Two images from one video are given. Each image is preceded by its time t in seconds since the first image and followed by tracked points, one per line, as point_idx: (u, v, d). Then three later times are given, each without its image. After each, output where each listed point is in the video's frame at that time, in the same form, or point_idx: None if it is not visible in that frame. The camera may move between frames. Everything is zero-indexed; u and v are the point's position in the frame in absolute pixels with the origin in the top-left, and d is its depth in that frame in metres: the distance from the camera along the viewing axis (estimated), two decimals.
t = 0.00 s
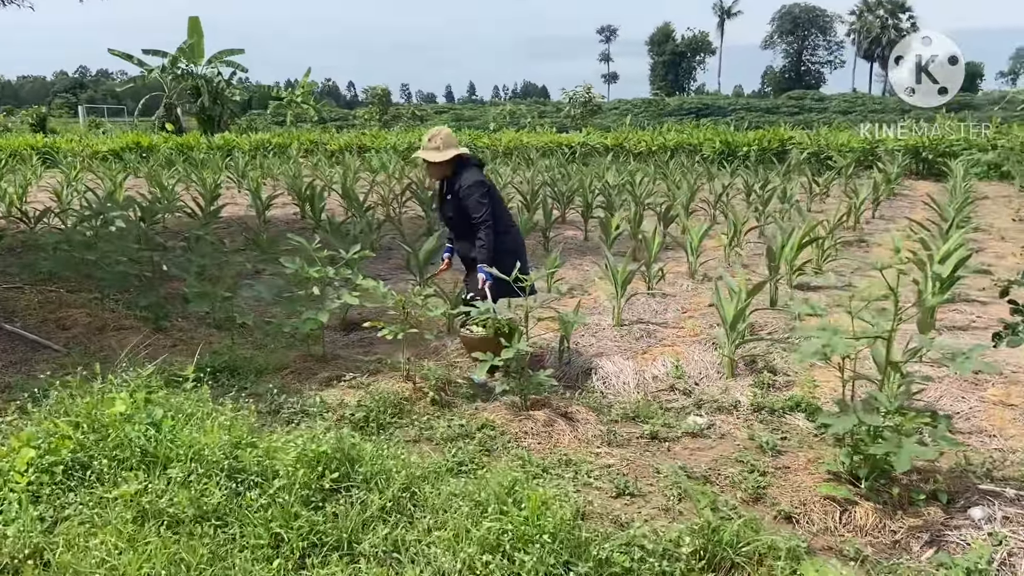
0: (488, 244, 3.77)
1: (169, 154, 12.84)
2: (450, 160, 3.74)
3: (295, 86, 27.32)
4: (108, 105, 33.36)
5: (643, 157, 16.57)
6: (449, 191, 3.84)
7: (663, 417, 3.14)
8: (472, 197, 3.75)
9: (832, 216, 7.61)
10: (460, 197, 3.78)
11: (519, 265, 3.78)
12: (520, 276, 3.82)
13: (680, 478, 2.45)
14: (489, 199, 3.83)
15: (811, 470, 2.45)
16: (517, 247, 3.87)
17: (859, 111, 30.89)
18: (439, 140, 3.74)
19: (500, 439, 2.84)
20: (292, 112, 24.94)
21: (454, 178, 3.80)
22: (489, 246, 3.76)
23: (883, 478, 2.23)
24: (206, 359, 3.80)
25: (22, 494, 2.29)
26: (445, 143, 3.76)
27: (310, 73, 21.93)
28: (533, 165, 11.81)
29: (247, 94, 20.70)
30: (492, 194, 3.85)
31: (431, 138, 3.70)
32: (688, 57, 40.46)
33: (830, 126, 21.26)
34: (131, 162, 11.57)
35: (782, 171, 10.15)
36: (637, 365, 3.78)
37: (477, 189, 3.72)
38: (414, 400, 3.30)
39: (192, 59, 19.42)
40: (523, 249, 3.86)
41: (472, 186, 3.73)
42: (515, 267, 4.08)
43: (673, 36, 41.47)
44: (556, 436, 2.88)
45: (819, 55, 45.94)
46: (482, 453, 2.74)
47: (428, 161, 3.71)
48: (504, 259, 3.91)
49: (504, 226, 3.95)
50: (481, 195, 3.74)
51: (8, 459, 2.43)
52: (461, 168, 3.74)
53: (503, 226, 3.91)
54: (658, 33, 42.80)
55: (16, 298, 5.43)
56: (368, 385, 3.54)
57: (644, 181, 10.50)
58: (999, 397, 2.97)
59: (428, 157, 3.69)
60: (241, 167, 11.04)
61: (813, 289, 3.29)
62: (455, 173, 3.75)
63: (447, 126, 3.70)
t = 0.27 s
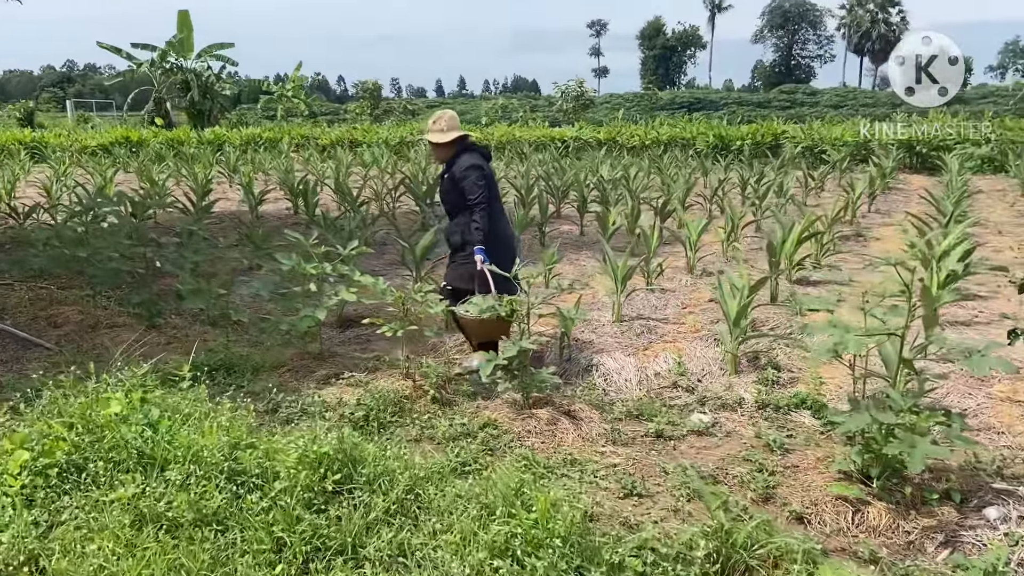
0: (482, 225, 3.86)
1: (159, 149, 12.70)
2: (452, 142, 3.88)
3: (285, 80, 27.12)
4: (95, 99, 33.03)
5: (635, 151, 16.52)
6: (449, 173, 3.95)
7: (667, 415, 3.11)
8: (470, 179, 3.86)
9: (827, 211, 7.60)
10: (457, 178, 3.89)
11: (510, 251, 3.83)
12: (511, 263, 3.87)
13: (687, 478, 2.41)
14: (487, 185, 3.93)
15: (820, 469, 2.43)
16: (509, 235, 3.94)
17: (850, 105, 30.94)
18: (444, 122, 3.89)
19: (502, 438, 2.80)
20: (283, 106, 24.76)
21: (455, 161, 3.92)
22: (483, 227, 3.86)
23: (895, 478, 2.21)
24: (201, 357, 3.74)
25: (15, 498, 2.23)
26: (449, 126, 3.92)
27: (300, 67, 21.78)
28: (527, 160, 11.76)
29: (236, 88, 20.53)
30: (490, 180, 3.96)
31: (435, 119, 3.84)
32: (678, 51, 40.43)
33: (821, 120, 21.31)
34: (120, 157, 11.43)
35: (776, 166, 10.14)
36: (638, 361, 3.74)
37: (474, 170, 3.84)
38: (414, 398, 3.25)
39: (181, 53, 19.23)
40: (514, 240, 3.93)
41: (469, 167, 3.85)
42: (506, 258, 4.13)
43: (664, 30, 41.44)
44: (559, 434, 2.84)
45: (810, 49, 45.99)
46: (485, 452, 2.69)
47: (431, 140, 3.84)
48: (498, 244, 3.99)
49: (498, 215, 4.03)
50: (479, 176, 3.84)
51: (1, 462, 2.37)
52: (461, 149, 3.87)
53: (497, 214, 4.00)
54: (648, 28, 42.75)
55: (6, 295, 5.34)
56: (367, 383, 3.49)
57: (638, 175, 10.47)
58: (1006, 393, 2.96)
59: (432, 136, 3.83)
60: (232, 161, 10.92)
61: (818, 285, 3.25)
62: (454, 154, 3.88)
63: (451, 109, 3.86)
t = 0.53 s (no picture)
0: (470, 218, 3.82)
1: (150, 145, 12.55)
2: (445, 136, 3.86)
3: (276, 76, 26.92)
4: (84, 95, 32.73)
5: (631, 147, 16.42)
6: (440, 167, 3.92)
7: (672, 417, 3.05)
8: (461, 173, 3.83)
9: (825, 207, 7.56)
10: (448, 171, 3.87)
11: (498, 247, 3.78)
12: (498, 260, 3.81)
13: (697, 484, 2.35)
14: (478, 180, 3.89)
15: (832, 474, 2.38)
16: (498, 232, 3.90)
17: (844, 101, 30.85)
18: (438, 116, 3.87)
19: (506, 441, 2.73)
20: (274, 102, 24.59)
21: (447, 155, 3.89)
22: (472, 220, 3.81)
23: (911, 483, 2.17)
24: (196, 358, 3.66)
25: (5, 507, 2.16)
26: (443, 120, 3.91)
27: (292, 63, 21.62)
28: (522, 155, 11.66)
29: (227, 83, 20.35)
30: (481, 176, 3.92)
31: (430, 112, 3.84)
32: (671, 47, 40.32)
33: (815, 116, 21.24)
34: (110, 153, 11.29)
35: (772, 162, 10.10)
36: (642, 361, 3.69)
37: (465, 163, 3.81)
38: (415, 400, 3.18)
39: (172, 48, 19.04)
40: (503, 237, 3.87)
41: (460, 159, 3.82)
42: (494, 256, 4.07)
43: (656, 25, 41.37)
44: (564, 438, 2.77)
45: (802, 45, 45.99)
46: (488, 456, 2.62)
47: (424, 132, 3.83)
48: (487, 240, 3.95)
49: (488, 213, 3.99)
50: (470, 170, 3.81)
51: None
52: (453, 143, 3.85)
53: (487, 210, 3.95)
54: (640, 23, 42.66)
55: None
56: (366, 384, 3.43)
57: (634, 171, 10.41)
58: (1017, 394, 2.91)
59: (425, 128, 3.82)
60: (224, 157, 10.79)
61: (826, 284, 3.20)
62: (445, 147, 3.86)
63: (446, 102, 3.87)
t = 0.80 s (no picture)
0: (453, 222, 3.79)
1: (143, 143, 12.43)
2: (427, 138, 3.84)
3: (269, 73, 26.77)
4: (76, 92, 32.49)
5: (627, 144, 16.36)
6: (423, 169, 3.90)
7: (680, 420, 2.99)
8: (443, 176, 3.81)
9: (825, 205, 7.52)
10: (429, 174, 3.84)
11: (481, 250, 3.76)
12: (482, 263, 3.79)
13: (710, 491, 2.30)
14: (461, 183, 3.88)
15: (847, 481, 2.33)
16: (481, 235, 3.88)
17: (839, 97, 30.83)
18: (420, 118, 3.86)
19: (512, 447, 2.67)
20: (268, 99, 24.45)
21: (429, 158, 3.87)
22: (454, 224, 3.79)
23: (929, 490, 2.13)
24: (193, 361, 3.60)
25: None
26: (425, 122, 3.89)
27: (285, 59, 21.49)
28: (518, 152, 11.59)
29: (220, 80, 20.21)
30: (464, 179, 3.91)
31: (412, 114, 3.82)
32: (664, 43, 40.25)
33: (810, 113, 21.20)
34: (103, 151, 11.17)
35: (769, 160, 10.06)
36: (647, 362, 3.63)
37: (447, 166, 3.79)
38: (417, 404, 3.12)
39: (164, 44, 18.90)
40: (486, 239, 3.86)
41: (442, 162, 3.80)
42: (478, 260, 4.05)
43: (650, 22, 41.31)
44: (571, 442, 2.72)
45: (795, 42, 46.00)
46: (494, 462, 2.56)
47: (407, 134, 3.81)
48: (470, 244, 3.92)
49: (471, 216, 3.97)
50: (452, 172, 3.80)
51: None
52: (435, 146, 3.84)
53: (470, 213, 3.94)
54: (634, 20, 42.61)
55: None
56: (367, 387, 3.37)
57: (631, 169, 10.35)
58: None
59: (407, 130, 3.80)
60: (218, 155, 10.69)
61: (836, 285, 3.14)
62: (427, 149, 3.84)
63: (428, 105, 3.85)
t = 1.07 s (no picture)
0: (441, 215, 3.85)
1: (139, 141, 12.35)
2: (416, 133, 3.91)
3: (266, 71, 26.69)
4: (71, 89, 32.36)
5: (625, 142, 16.32)
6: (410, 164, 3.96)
7: (693, 422, 2.96)
8: (432, 170, 3.88)
9: (829, 203, 7.50)
10: (418, 168, 3.91)
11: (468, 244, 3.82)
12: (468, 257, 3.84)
13: (728, 495, 2.26)
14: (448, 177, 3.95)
15: (868, 485, 2.30)
16: (468, 229, 3.95)
17: (836, 96, 30.83)
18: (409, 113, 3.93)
19: (524, 449, 2.63)
20: (264, 97, 24.36)
21: (416, 152, 3.94)
22: (442, 217, 3.84)
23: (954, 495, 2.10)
24: (197, 361, 3.56)
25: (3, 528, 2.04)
26: (414, 117, 3.97)
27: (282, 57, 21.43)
28: (517, 151, 11.55)
29: (217, 78, 20.13)
30: (451, 173, 3.98)
31: (401, 108, 3.89)
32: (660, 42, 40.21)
33: (806, 111, 21.19)
34: (99, 149, 11.10)
35: (770, 158, 10.04)
36: (657, 362, 3.60)
37: (436, 160, 3.86)
38: (425, 405, 3.08)
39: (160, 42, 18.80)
40: (473, 234, 3.92)
41: (431, 157, 3.87)
42: (464, 255, 4.10)
43: (646, 20, 41.33)
44: (584, 445, 2.68)
45: (791, 41, 46.04)
46: (506, 465, 2.52)
47: (395, 128, 3.87)
48: (456, 238, 3.98)
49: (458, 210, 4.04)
50: (441, 166, 3.87)
51: None
52: (423, 140, 3.91)
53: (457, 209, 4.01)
54: (631, 18, 42.57)
55: None
56: (373, 389, 3.32)
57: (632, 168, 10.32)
58: None
59: (396, 124, 3.87)
60: (215, 153, 10.63)
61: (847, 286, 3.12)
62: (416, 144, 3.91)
63: (417, 100, 3.94)
